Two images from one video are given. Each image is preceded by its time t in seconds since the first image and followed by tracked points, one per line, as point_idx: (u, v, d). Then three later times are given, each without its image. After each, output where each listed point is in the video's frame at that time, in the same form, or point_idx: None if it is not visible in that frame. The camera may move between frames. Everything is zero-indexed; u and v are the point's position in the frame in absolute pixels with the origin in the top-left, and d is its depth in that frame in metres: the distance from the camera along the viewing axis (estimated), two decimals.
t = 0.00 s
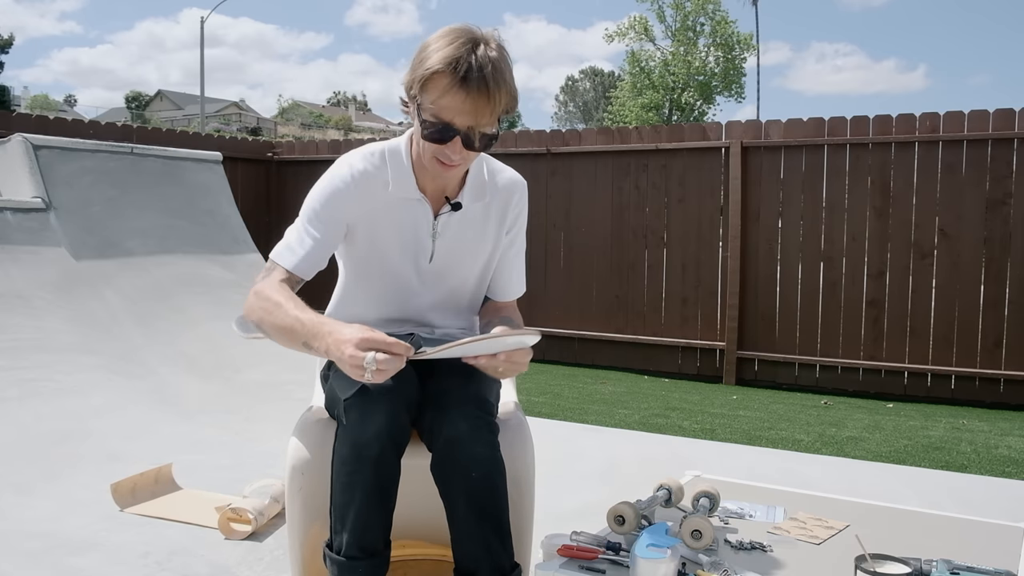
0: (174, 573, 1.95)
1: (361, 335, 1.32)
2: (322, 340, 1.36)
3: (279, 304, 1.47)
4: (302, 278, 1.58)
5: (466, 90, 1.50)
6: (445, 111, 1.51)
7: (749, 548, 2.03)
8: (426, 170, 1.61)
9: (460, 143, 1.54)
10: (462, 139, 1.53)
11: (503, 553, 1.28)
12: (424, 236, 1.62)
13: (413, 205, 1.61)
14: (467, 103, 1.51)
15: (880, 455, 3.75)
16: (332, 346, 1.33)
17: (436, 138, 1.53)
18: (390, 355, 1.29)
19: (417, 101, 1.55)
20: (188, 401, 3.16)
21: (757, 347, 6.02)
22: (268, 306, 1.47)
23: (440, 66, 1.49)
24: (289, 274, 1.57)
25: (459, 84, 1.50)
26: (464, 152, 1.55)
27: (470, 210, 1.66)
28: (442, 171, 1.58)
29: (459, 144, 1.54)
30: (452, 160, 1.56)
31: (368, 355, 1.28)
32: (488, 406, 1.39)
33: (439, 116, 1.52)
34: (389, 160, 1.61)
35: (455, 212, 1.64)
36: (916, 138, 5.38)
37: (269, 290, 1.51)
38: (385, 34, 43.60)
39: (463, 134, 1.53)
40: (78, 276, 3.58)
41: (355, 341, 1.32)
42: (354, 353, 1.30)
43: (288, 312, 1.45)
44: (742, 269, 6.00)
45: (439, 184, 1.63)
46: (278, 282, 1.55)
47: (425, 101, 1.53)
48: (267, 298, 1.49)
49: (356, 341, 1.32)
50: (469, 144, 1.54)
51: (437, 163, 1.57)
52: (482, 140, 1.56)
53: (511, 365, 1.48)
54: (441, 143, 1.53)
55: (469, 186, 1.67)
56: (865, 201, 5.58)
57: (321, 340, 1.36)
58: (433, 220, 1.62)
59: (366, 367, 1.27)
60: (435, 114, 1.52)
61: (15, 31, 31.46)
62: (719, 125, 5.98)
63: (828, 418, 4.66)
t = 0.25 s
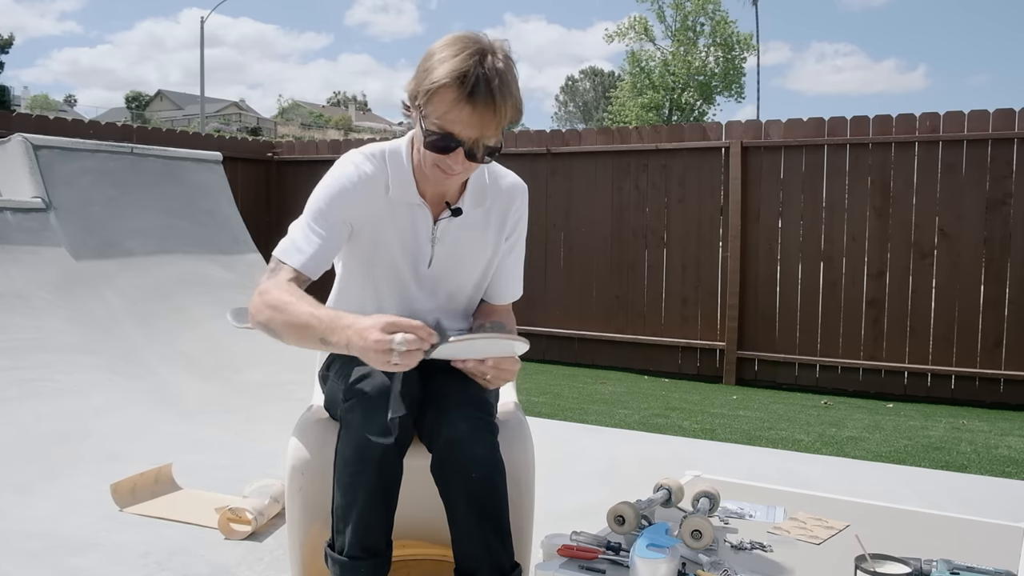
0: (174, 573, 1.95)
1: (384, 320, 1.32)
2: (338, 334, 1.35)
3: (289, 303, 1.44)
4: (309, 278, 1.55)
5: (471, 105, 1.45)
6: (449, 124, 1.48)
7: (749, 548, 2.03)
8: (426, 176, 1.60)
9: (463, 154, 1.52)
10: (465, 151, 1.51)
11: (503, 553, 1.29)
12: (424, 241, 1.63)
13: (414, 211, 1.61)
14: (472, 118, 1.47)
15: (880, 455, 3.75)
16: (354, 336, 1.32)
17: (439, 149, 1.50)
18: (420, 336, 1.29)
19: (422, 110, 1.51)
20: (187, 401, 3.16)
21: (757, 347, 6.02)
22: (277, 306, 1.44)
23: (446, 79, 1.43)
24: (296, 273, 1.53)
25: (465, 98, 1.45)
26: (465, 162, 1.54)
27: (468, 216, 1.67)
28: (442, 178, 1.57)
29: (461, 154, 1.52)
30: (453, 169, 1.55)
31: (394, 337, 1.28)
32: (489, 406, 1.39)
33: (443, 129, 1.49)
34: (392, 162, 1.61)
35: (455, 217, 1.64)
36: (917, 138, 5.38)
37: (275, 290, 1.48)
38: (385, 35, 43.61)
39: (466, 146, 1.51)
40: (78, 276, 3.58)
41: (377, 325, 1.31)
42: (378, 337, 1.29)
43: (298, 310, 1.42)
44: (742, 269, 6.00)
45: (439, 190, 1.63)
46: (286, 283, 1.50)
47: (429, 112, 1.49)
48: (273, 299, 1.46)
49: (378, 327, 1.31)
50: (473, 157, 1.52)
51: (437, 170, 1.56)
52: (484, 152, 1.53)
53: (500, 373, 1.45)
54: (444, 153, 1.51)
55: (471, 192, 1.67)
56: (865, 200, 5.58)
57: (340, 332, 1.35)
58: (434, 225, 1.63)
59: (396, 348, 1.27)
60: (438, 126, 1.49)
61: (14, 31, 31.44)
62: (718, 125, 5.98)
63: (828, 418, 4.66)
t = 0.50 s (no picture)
0: (174, 573, 1.95)
1: (395, 313, 1.33)
2: (343, 329, 1.35)
3: (287, 305, 1.43)
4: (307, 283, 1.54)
5: (478, 117, 1.44)
6: (456, 135, 1.48)
7: (749, 548, 2.03)
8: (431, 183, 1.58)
9: (469, 164, 1.51)
10: (471, 161, 1.51)
11: (501, 554, 1.28)
12: (427, 247, 1.63)
13: (418, 217, 1.61)
14: (480, 129, 1.46)
15: (880, 455, 3.75)
16: (359, 330, 1.32)
17: (445, 159, 1.50)
18: (427, 330, 1.31)
19: (430, 119, 1.50)
20: (187, 401, 3.16)
21: (756, 347, 6.02)
22: (276, 308, 1.43)
23: (456, 90, 1.42)
24: (294, 279, 1.51)
25: (474, 110, 1.44)
26: (471, 172, 1.53)
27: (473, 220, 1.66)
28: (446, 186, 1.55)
29: (467, 165, 1.52)
30: (457, 179, 1.53)
31: (405, 329, 1.29)
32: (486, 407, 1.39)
33: (450, 139, 1.48)
34: (396, 168, 1.61)
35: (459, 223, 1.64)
36: (916, 138, 5.38)
37: (272, 292, 1.47)
38: (385, 35, 43.60)
39: (472, 157, 1.50)
40: (77, 276, 3.58)
41: (389, 318, 1.32)
42: (388, 327, 1.30)
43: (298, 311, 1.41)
44: (742, 269, 6.00)
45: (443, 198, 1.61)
46: (283, 285, 1.49)
47: (436, 122, 1.48)
48: (272, 300, 1.45)
49: (390, 320, 1.32)
50: (479, 168, 1.51)
51: (442, 179, 1.54)
52: (489, 162, 1.53)
53: (498, 377, 1.46)
54: (450, 163, 1.50)
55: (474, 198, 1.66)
56: (865, 200, 5.58)
57: (342, 327, 1.34)
58: (437, 231, 1.62)
59: (406, 340, 1.28)
60: (445, 136, 1.48)
61: (14, 30, 31.44)
62: (719, 125, 5.98)
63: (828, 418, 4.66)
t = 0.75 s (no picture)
0: (174, 573, 1.95)
1: (428, 307, 1.29)
2: (367, 323, 1.29)
3: (303, 299, 1.37)
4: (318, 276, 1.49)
5: (487, 118, 1.44)
6: (465, 136, 1.47)
7: (749, 548, 2.03)
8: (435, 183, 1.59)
9: (476, 166, 1.51)
10: (477, 163, 1.51)
11: (503, 554, 1.29)
12: (429, 246, 1.63)
13: (421, 215, 1.61)
14: (489, 131, 1.46)
15: (880, 455, 3.75)
16: (387, 323, 1.27)
17: (453, 160, 1.49)
18: (457, 328, 1.28)
19: (439, 119, 1.49)
20: (187, 401, 3.16)
21: (756, 347, 6.02)
22: (291, 301, 1.37)
23: (465, 91, 1.42)
24: (306, 270, 1.46)
25: (486, 111, 1.44)
26: (478, 173, 1.52)
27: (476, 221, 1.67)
28: (451, 187, 1.55)
29: (474, 166, 1.51)
30: (463, 181, 1.53)
31: (440, 326, 1.26)
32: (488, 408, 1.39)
33: (459, 140, 1.48)
34: (401, 166, 1.61)
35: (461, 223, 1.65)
36: (916, 138, 5.38)
37: (286, 287, 1.41)
38: (385, 35, 43.60)
39: (480, 158, 1.50)
40: (77, 276, 3.58)
41: (419, 312, 1.28)
42: (420, 321, 1.27)
43: (316, 304, 1.35)
44: (742, 269, 6.00)
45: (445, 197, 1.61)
46: (295, 276, 1.44)
47: (444, 123, 1.48)
48: (288, 294, 1.39)
49: (421, 315, 1.28)
50: (486, 169, 1.51)
51: (447, 181, 1.54)
52: (497, 164, 1.53)
53: (502, 379, 1.47)
54: (457, 164, 1.50)
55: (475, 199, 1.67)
56: (865, 200, 5.58)
57: (368, 320, 1.29)
58: (439, 230, 1.63)
59: (440, 335, 1.25)
60: (453, 137, 1.48)
61: (14, 30, 31.45)
62: (719, 125, 5.98)
63: (828, 418, 4.66)
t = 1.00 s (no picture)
0: (174, 573, 1.95)
1: (452, 301, 1.30)
2: (387, 320, 1.29)
3: (319, 297, 1.36)
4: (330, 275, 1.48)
5: (495, 122, 1.44)
6: (473, 140, 1.47)
7: (749, 548, 2.03)
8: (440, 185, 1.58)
9: (482, 168, 1.51)
10: (484, 165, 1.51)
11: (499, 554, 1.29)
12: (433, 246, 1.64)
13: (426, 215, 1.61)
14: (497, 135, 1.46)
15: (880, 455, 3.75)
16: (410, 318, 1.27)
17: (460, 163, 1.49)
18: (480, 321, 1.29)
19: (447, 122, 1.48)
20: (187, 401, 3.16)
21: (756, 347, 6.02)
22: (307, 300, 1.36)
23: (473, 95, 1.42)
24: (320, 269, 1.46)
25: (494, 115, 1.43)
26: (484, 176, 1.53)
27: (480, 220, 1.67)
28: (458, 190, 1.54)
29: (480, 169, 1.51)
30: (470, 184, 1.53)
31: (467, 319, 1.27)
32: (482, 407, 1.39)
33: (466, 144, 1.48)
34: (405, 165, 1.61)
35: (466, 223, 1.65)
36: (916, 138, 5.38)
37: (301, 287, 1.39)
38: (385, 35, 43.62)
39: (487, 162, 1.50)
40: (77, 276, 3.58)
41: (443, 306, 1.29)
42: (446, 314, 1.27)
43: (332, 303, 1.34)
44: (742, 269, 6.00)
45: (449, 198, 1.60)
46: (311, 276, 1.43)
47: (451, 127, 1.48)
48: (302, 293, 1.38)
49: (447, 307, 1.29)
50: (491, 172, 1.51)
51: (452, 183, 1.53)
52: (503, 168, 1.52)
53: (490, 378, 1.48)
54: (463, 167, 1.50)
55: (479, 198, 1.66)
56: (865, 200, 5.58)
57: (389, 316, 1.29)
58: (444, 230, 1.63)
59: (465, 328, 1.27)
60: (461, 140, 1.48)
61: (14, 30, 31.47)
62: (719, 125, 5.98)
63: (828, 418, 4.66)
